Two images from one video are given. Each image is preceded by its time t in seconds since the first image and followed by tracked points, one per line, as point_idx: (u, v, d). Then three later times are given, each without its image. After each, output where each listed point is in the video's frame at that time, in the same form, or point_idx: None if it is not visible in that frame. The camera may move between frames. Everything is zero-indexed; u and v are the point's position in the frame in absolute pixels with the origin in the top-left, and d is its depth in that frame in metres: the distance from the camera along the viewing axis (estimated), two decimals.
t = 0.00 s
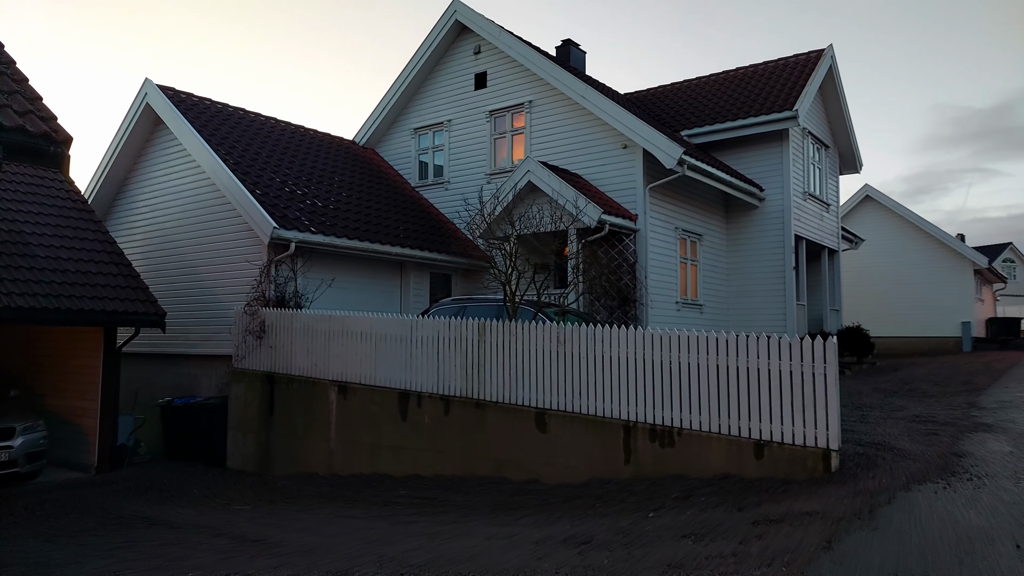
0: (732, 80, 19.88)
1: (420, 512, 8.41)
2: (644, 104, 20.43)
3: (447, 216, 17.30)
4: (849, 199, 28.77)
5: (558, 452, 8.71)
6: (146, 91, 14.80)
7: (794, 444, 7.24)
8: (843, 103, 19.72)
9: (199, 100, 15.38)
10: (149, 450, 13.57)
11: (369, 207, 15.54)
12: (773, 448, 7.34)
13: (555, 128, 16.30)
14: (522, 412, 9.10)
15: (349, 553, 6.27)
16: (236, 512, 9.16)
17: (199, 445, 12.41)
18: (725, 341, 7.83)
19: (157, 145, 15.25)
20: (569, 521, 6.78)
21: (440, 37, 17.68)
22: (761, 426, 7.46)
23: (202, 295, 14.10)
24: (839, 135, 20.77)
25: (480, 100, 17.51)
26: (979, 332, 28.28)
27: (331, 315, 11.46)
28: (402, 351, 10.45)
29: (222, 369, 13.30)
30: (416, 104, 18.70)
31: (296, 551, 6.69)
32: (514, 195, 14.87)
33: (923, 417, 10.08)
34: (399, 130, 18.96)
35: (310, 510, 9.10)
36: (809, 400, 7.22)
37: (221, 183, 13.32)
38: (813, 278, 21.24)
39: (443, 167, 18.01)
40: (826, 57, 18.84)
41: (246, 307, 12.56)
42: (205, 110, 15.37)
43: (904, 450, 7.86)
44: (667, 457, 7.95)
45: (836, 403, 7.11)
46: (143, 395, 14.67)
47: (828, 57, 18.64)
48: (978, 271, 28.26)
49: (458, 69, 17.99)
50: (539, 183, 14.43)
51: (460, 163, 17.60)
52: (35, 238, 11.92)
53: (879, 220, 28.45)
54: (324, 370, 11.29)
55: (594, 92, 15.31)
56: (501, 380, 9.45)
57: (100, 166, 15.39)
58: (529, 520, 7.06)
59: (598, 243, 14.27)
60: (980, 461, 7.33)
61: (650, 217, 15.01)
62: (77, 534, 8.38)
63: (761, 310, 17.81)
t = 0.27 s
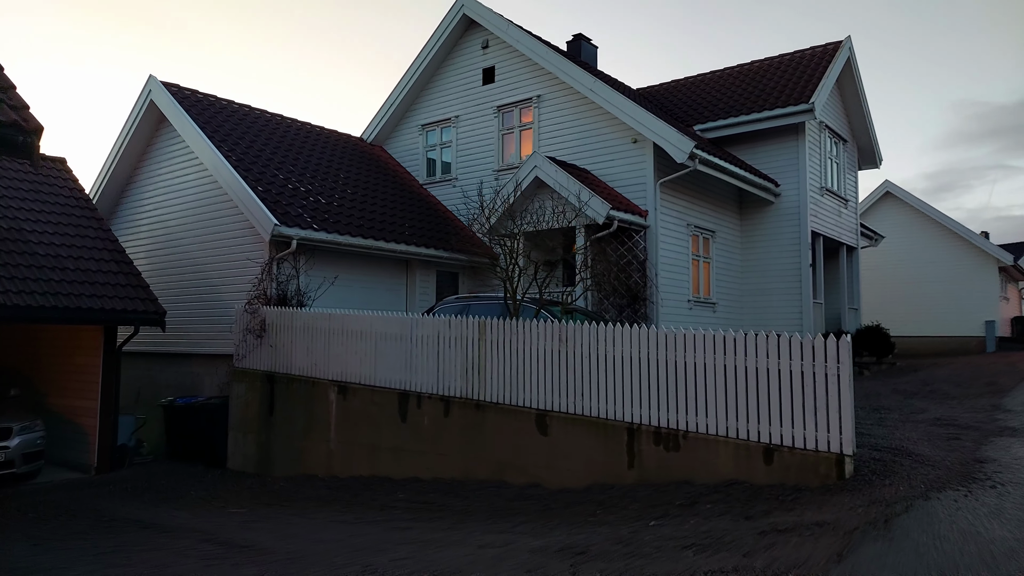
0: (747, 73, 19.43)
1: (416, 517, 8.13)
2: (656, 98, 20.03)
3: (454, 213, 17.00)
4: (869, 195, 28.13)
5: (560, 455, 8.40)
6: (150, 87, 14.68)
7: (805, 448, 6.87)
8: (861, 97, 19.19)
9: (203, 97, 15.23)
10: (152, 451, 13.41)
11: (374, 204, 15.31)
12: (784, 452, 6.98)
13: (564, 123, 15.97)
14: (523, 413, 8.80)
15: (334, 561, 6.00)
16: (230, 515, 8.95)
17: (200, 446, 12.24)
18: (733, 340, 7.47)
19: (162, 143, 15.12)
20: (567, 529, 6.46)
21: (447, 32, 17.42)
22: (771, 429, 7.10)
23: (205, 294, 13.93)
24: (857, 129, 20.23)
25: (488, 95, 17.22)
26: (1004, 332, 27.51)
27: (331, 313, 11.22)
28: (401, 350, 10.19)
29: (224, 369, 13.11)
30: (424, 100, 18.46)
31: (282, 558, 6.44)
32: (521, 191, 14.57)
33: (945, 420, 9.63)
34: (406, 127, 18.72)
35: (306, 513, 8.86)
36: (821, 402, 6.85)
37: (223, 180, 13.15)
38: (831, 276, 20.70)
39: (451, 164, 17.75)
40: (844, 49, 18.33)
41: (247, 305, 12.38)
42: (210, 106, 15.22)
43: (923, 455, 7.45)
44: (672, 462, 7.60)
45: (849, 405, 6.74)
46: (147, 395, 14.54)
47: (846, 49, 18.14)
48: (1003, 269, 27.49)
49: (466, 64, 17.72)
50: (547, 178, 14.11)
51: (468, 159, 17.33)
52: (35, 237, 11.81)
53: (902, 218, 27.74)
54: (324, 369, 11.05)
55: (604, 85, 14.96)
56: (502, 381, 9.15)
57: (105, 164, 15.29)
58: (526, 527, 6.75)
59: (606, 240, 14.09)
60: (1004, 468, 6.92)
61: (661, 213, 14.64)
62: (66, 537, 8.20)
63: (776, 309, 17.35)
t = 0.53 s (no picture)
0: (757, 69, 19.00)
1: (405, 526, 7.83)
2: (664, 95, 19.64)
3: (456, 212, 16.71)
4: (884, 193, 27.56)
5: (554, 463, 8.07)
6: (148, 86, 14.51)
7: (810, 459, 6.50)
8: (875, 92, 18.71)
9: (202, 95, 15.05)
10: (148, 454, 13.23)
11: (374, 204, 15.06)
12: (786, 463, 6.61)
13: (568, 120, 15.64)
14: (517, 419, 8.48)
15: None
16: (217, 523, 8.70)
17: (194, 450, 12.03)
18: (734, 344, 7.12)
19: (160, 142, 14.95)
20: (556, 543, 6.15)
21: (450, 28, 17.14)
22: (774, 438, 6.74)
23: (201, 295, 13.72)
24: (871, 125, 19.74)
25: (491, 92, 16.92)
26: None
27: (324, 315, 10.96)
28: (395, 354, 9.90)
29: (220, 371, 12.89)
30: (427, 98, 18.19)
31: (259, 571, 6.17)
32: (523, 189, 14.26)
33: (960, 427, 9.21)
34: (409, 125, 18.46)
35: (294, 521, 8.59)
36: (826, 410, 6.48)
37: (219, 179, 12.93)
38: (843, 276, 20.22)
39: (454, 162, 17.46)
40: (857, 43, 17.86)
41: (242, 306, 12.17)
42: (208, 105, 15.03)
43: (937, 465, 7.05)
44: (671, 471, 7.26)
45: (856, 413, 6.37)
46: (144, 397, 14.36)
47: (859, 43, 17.67)
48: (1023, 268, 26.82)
49: (469, 61, 17.43)
50: (549, 177, 13.78)
51: (471, 157, 17.04)
52: (28, 238, 11.66)
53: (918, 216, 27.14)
54: (317, 373, 10.79)
55: (608, 81, 14.62)
56: (496, 385, 8.84)
57: (103, 164, 15.14)
58: (515, 541, 6.44)
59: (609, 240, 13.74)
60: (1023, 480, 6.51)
61: (666, 212, 14.27)
62: (47, 545, 7.98)
63: (787, 310, 16.92)
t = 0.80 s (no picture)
0: (757, 63, 18.65)
1: (381, 531, 7.56)
2: (663, 90, 19.31)
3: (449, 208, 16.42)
4: (889, 190, 27.14)
5: (537, 466, 7.77)
6: (135, 80, 14.27)
7: (800, 462, 6.19)
8: (878, 86, 18.33)
9: (190, 89, 14.80)
10: (132, 455, 12.98)
11: (365, 200, 14.77)
12: (776, 466, 6.30)
13: (563, 114, 15.33)
14: (499, 420, 8.19)
15: None
16: (191, 527, 8.44)
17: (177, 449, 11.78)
18: (722, 343, 6.81)
19: (147, 137, 14.70)
20: (533, 552, 5.85)
21: (444, 22, 16.86)
22: (763, 441, 6.43)
23: (187, 293, 13.46)
24: (874, 120, 19.36)
25: (486, 86, 16.62)
26: None
27: (307, 312, 10.68)
28: (377, 352, 9.62)
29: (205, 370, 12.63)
30: (421, 93, 17.91)
31: None
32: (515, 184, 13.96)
33: (963, 428, 8.86)
34: (404, 120, 18.18)
35: (270, 525, 8.33)
36: (818, 411, 6.17)
37: (204, 174, 12.68)
38: (845, 274, 19.84)
39: (448, 158, 17.18)
40: (860, 36, 17.49)
41: (225, 303, 11.92)
42: (196, 100, 14.78)
43: (935, 469, 6.73)
44: (657, 475, 6.95)
45: (849, 415, 6.05)
46: (130, 396, 14.11)
47: (861, 36, 17.31)
48: None
49: (464, 55, 17.14)
50: (542, 171, 13.47)
51: (465, 153, 16.75)
52: (8, 234, 11.45)
53: (925, 213, 26.72)
54: (300, 372, 10.52)
55: (603, 74, 14.31)
56: (479, 385, 8.55)
57: (91, 159, 14.92)
58: (490, 549, 6.16)
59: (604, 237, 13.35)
60: None
61: (662, 207, 13.94)
62: (15, 549, 7.75)
63: (787, 308, 16.57)
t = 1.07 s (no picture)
0: (755, 60, 18.31)
1: (354, 545, 7.24)
2: (660, 88, 18.98)
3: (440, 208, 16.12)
4: (891, 189, 26.77)
5: (517, 477, 7.45)
6: (117, 78, 13.99)
7: (788, 476, 5.86)
8: (878, 83, 17.98)
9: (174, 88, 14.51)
10: (113, 462, 12.69)
11: (352, 200, 14.46)
12: (763, 480, 5.97)
13: (555, 113, 15.01)
14: (478, 429, 7.88)
15: None
16: (161, 539, 8.15)
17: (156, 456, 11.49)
18: (707, 348, 6.48)
19: (130, 137, 14.41)
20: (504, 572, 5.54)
21: (435, 18, 16.56)
22: (749, 452, 6.10)
23: (169, 296, 13.15)
24: (874, 118, 19.01)
25: (477, 84, 16.31)
26: None
27: (286, 315, 10.39)
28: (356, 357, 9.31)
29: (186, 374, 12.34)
30: (412, 91, 17.61)
31: None
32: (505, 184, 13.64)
33: (963, 436, 8.52)
34: (395, 119, 17.88)
35: (242, 537, 8.03)
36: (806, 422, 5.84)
37: (186, 174, 12.39)
38: (845, 274, 19.49)
39: (439, 158, 16.88)
40: (859, 32, 17.14)
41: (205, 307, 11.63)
42: (180, 98, 14.50)
43: (933, 482, 6.39)
44: (639, 488, 6.63)
45: (839, 426, 5.72)
46: (113, 401, 13.83)
47: (860, 32, 16.96)
48: None
49: (455, 52, 16.83)
50: (532, 171, 13.14)
51: (457, 152, 16.45)
52: None
53: (927, 212, 26.35)
54: (278, 377, 10.22)
55: (595, 71, 13.99)
56: (458, 392, 8.23)
57: (74, 159, 14.64)
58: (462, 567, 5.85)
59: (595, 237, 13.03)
60: None
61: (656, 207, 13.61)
62: None
63: (785, 310, 16.22)
